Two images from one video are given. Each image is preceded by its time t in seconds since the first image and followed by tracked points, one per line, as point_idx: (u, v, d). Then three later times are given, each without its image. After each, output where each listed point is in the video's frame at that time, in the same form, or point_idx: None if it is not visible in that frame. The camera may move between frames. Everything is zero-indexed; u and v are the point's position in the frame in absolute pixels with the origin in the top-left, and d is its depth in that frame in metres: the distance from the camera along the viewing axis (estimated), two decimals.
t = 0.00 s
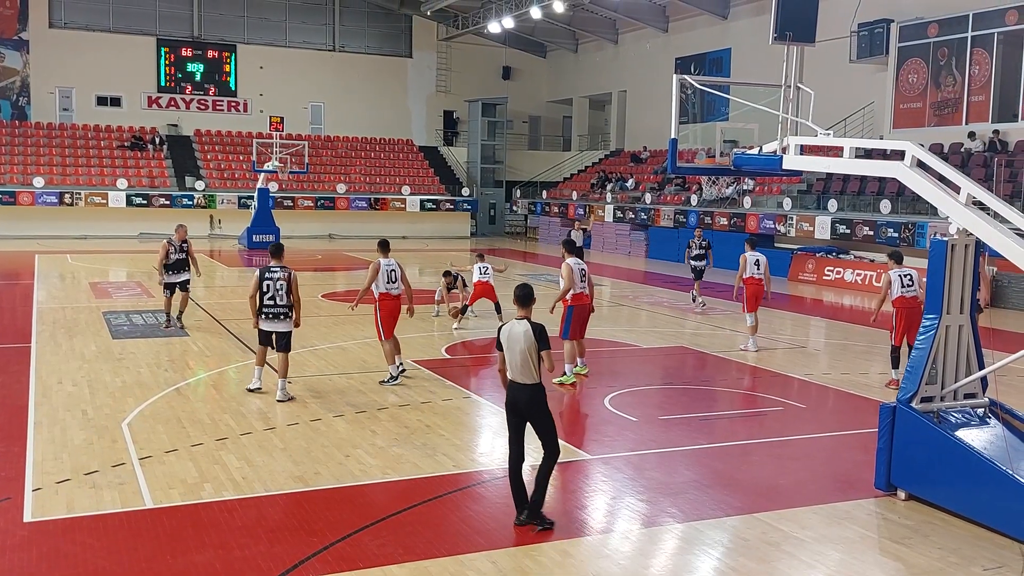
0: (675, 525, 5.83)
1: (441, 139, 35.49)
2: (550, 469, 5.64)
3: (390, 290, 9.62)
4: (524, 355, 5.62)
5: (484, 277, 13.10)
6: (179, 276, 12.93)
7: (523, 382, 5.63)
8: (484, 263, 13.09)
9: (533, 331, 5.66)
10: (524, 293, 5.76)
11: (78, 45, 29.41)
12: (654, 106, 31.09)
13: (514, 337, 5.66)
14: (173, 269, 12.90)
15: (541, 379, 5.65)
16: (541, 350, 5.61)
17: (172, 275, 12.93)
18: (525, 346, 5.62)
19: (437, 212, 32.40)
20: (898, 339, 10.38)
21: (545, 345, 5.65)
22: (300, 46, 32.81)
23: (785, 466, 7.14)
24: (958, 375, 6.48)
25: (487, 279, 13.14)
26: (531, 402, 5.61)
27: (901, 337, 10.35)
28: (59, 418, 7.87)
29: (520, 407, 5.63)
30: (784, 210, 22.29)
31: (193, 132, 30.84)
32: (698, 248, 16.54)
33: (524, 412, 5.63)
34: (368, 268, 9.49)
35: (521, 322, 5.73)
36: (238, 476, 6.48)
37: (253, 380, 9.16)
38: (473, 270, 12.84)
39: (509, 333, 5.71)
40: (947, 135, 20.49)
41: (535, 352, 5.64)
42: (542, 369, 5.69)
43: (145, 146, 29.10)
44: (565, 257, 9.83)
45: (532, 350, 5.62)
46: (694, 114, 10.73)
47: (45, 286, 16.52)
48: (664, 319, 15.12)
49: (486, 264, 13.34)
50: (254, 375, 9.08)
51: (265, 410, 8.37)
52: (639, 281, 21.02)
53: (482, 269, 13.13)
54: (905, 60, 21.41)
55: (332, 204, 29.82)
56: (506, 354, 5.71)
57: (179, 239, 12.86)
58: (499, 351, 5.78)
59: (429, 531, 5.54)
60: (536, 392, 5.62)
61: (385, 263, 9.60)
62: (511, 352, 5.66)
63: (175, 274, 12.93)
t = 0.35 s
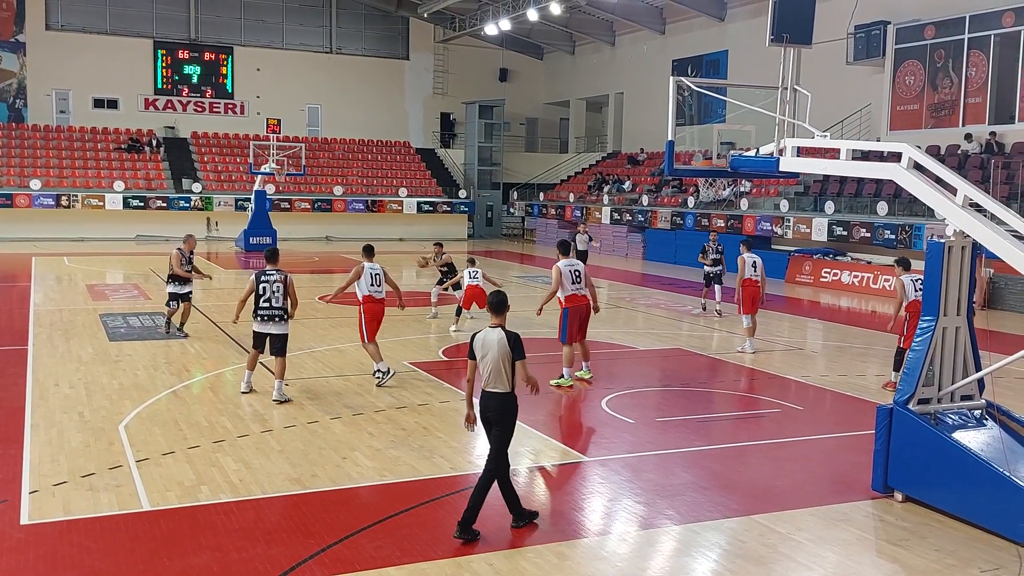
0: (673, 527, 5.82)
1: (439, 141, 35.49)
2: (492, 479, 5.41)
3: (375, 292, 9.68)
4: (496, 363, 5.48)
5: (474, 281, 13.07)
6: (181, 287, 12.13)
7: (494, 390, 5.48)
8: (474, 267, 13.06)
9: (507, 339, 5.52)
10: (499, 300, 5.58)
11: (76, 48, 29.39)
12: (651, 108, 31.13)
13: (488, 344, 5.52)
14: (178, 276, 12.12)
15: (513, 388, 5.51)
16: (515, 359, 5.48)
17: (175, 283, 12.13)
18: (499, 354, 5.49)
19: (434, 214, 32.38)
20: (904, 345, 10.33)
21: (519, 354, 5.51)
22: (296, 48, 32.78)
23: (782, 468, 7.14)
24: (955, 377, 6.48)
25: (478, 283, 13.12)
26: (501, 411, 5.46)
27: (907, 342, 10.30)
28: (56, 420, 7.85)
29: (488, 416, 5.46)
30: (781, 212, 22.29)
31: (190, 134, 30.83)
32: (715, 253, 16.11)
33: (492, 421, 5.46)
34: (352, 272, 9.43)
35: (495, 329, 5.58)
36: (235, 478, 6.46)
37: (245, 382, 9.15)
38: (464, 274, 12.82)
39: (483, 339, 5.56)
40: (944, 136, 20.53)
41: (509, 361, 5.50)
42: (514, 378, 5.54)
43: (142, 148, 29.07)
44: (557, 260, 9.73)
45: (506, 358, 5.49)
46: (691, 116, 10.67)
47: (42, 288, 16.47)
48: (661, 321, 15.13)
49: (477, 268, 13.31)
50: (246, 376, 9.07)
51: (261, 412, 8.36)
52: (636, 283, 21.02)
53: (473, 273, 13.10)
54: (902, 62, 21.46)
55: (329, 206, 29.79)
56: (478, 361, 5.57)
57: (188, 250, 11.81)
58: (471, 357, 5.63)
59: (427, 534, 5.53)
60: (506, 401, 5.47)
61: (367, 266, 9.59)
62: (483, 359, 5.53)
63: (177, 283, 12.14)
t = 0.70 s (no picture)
0: (671, 529, 5.81)
1: (436, 143, 35.50)
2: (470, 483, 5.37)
3: (350, 294, 9.69)
4: (469, 367, 5.35)
5: (481, 276, 13.08)
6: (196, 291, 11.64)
7: (465, 394, 5.37)
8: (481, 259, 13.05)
9: (482, 342, 5.36)
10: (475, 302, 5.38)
11: (74, 50, 29.36)
12: (648, 110, 31.15)
13: (461, 347, 5.38)
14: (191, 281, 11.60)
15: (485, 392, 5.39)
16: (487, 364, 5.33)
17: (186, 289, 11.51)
18: (471, 357, 5.35)
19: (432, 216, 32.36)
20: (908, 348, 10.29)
21: (491, 359, 5.34)
22: (293, 49, 32.74)
23: (780, 470, 7.13)
24: (953, 379, 6.49)
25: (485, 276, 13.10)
26: (471, 415, 5.36)
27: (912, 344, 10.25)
28: (53, 422, 7.83)
29: (460, 419, 5.38)
30: (779, 213, 22.27)
31: (188, 135, 30.83)
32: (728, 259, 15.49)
33: (463, 425, 5.38)
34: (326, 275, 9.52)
35: (470, 331, 5.42)
36: (233, 480, 6.45)
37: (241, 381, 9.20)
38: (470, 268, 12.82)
39: (456, 340, 5.41)
40: (942, 138, 20.56)
41: (481, 364, 5.36)
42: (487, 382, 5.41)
43: (139, 150, 29.07)
44: (561, 263, 9.82)
45: (479, 363, 5.35)
46: (689, 118, 10.65)
47: (40, 290, 16.45)
48: (659, 322, 15.13)
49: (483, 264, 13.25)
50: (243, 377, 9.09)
51: (258, 414, 8.34)
52: (634, 285, 21.03)
53: (479, 266, 13.06)
54: (900, 63, 21.51)
55: (326, 208, 29.79)
56: (450, 362, 5.42)
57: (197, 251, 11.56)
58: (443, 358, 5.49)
59: (424, 536, 5.51)
60: (476, 405, 5.37)
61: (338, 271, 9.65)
62: (456, 361, 5.39)
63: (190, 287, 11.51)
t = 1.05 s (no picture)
0: (669, 529, 5.81)
1: (435, 144, 35.49)
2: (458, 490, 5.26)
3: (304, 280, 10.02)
4: (438, 376, 5.12)
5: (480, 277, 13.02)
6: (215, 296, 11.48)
7: (437, 402, 5.14)
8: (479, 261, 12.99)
9: (449, 349, 5.12)
10: (441, 308, 5.19)
11: (73, 51, 29.33)
12: (647, 111, 31.16)
13: (429, 355, 5.15)
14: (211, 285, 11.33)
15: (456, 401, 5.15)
16: (453, 371, 5.07)
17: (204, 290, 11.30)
18: (439, 366, 5.12)
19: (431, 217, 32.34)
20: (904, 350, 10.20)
21: (458, 366, 5.06)
22: (292, 50, 32.72)
23: (779, 470, 7.13)
24: (952, 379, 6.49)
25: (483, 278, 12.98)
26: (444, 424, 5.13)
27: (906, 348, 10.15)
28: (53, 422, 7.82)
29: (431, 430, 5.12)
30: (778, 214, 22.29)
31: (187, 136, 30.81)
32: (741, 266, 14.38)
33: (436, 435, 5.13)
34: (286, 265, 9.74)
35: (438, 337, 5.20)
36: (232, 480, 6.45)
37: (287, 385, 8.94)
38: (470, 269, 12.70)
39: (424, 349, 5.18)
40: (941, 139, 20.58)
41: (450, 372, 5.11)
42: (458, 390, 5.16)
43: (139, 151, 29.07)
44: (552, 266, 9.81)
45: (448, 371, 5.10)
46: (688, 119, 10.67)
47: (39, 291, 16.43)
48: (658, 323, 15.14)
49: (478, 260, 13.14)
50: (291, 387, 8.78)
51: (258, 414, 8.34)
52: (633, 286, 21.04)
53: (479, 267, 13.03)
54: (899, 64, 21.53)
55: (325, 209, 29.79)
56: (418, 372, 5.18)
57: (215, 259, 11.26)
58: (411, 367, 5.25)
59: (422, 537, 5.49)
60: (448, 414, 5.13)
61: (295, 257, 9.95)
62: (424, 370, 5.15)
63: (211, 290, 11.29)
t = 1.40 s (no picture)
0: (672, 529, 5.80)
1: (436, 144, 35.49)
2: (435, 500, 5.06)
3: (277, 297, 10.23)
4: (407, 378, 4.95)
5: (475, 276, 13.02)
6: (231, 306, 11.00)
7: (404, 407, 4.97)
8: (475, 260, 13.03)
9: (420, 351, 5.01)
10: (410, 309, 5.09)
11: (74, 52, 29.34)
12: (649, 111, 31.15)
13: (399, 357, 5.00)
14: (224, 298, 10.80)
15: (425, 405, 5.00)
16: (425, 373, 4.96)
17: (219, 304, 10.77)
18: (410, 367, 4.97)
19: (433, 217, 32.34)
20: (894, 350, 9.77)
21: (429, 367, 4.98)
22: (294, 50, 32.72)
23: (781, 470, 7.13)
24: (954, 379, 6.47)
25: (479, 278, 12.98)
26: (413, 429, 4.97)
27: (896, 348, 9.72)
28: (56, 423, 7.84)
29: (399, 434, 4.96)
30: (780, 214, 22.31)
31: (189, 137, 30.82)
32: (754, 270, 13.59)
33: (405, 441, 4.97)
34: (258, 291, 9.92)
35: (407, 339, 5.08)
36: (234, 481, 6.45)
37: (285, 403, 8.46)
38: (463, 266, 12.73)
39: (393, 351, 5.03)
40: (943, 138, 20.56)
41: (420, 375, 4.98)
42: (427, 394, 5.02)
43: (141, 152, 29.09)
44: (526, 272, 9.48)
45: (418, 373, 4.97)
46: (689, 118, 10.66)
47: (41, 292, 16.45)
48: (660, 323, 15.14)
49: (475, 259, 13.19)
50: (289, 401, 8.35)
51: (260, 415, 8.35)
52: (635, 285, 21.05)
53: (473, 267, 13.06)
54: (901, 63, 21.52)
55: (327, 209, 29.79)
56: (385, 375, 5.02)
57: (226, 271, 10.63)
58: (378, 370, 5.09)
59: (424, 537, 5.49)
60: (417, 418, 4.98)
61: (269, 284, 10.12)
62: (392, 372, 4.98)
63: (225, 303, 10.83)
